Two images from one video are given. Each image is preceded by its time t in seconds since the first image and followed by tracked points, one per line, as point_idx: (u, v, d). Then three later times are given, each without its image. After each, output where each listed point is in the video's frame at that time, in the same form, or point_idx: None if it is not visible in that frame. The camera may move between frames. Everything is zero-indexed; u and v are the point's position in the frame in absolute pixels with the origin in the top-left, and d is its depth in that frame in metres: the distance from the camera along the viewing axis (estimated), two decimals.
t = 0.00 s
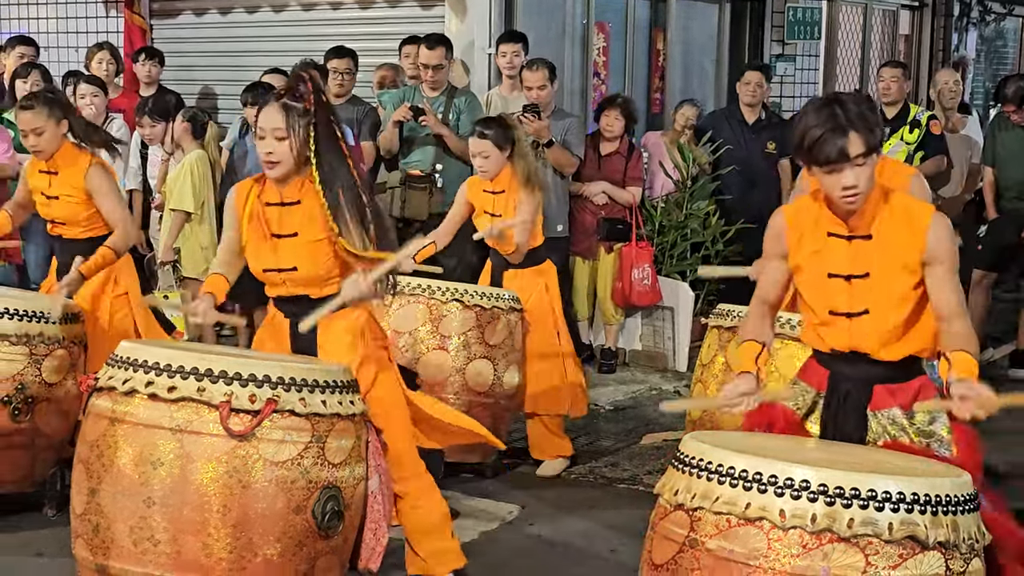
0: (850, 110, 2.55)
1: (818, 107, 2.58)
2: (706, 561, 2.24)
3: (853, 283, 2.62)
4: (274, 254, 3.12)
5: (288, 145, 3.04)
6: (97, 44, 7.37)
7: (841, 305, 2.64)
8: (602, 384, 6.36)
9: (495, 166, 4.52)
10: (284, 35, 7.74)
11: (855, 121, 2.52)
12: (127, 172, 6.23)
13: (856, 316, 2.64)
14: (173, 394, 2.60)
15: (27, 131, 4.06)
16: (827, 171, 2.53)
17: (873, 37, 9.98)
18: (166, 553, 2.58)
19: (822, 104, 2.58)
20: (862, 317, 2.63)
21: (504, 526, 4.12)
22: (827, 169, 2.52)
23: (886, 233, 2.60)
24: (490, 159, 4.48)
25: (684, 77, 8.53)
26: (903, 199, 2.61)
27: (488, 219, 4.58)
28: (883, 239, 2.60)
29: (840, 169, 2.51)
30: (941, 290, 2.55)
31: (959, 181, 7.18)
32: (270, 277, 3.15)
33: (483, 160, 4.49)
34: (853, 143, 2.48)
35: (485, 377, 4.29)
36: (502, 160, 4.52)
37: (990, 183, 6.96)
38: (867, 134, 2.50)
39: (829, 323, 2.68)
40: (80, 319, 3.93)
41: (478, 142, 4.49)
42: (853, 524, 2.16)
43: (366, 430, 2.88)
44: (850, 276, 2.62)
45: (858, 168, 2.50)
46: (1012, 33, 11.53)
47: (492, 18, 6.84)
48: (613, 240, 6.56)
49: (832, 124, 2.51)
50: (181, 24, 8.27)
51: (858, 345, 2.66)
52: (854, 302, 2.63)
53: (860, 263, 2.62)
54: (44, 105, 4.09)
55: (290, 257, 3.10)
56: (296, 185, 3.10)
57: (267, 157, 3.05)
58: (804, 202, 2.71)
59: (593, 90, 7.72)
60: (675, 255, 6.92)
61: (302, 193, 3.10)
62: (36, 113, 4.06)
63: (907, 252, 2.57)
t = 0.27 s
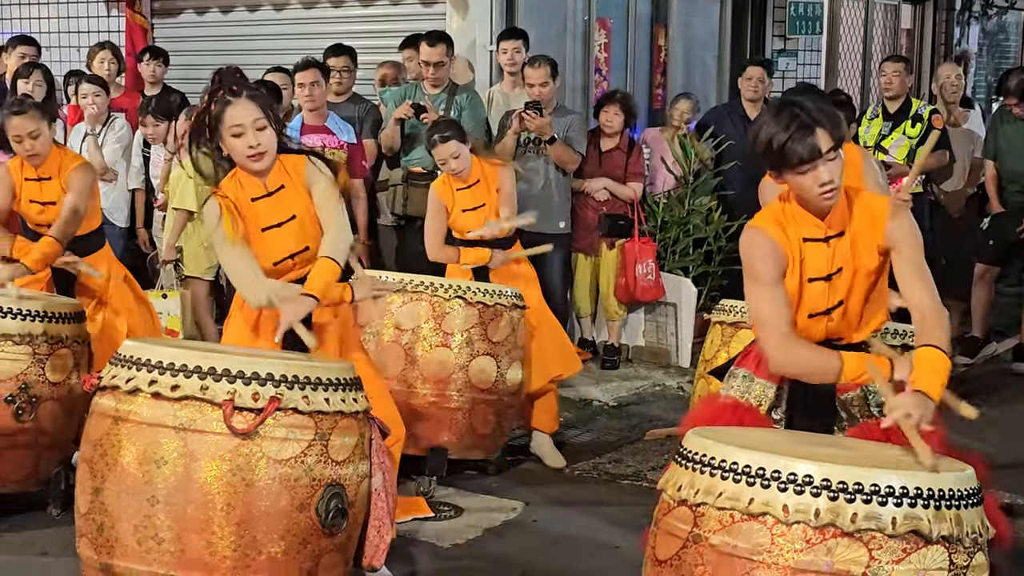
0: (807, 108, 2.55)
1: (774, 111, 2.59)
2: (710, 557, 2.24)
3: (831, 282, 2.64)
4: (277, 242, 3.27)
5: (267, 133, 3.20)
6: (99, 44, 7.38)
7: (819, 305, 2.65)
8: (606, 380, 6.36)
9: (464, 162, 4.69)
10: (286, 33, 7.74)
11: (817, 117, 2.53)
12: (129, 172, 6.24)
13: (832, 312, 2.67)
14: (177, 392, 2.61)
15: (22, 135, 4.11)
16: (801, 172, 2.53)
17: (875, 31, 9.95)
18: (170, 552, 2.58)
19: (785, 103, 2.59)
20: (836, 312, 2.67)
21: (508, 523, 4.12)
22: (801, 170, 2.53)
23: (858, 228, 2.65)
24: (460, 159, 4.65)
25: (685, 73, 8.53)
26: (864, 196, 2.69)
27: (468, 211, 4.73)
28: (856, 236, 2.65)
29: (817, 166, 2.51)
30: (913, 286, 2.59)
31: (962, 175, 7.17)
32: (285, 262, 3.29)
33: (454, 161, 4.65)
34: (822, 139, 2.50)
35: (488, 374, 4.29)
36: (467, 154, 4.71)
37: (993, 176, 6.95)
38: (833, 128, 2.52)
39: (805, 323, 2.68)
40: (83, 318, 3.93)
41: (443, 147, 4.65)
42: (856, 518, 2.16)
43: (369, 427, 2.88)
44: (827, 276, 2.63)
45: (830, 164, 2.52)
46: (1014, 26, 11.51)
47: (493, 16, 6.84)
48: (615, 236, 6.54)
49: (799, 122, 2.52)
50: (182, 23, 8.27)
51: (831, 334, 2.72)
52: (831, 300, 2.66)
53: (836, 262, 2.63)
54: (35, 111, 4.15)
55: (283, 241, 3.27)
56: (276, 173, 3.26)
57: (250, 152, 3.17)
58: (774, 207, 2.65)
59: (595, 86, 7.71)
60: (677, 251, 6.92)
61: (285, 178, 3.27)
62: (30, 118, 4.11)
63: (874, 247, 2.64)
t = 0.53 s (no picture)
0: (847, 98, 2.56)
1: (808, 95, 2.58)
2: (715, 552, 2.24)
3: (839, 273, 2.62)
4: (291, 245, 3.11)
5: (289, 136, 3.14)
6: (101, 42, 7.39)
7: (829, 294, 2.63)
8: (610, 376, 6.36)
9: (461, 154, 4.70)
10: (288, 30, 7.74)
11: (852, 109, 2.53)
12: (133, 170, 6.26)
13: (842, 305, 2.63)
14: (181, 390, 2.61)
15: (31, 130, 4.15)
16: (823, 159, 2.54)
17: (879, 26, 9.93)
18: (175, 550, 2.59)
19: (818, 90, 2.59)
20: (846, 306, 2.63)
21: (513, 519, 4.12)
22: (823, 155, 2.54)
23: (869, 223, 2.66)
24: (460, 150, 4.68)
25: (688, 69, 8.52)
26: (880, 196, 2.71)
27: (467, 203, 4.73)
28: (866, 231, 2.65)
29: (835, 156, 2.53)
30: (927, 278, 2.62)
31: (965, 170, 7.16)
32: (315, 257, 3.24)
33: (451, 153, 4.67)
34: (852, 130, 2.51)
35: (492, 371, 4.29)
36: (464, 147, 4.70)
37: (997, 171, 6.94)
38: (862, 120, 2.53)
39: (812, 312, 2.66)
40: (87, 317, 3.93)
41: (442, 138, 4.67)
42: (861, 513, 2.16)
43: (373, 425, 2.88)
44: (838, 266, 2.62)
45: (850, 156, 2.53)
46: (1018, 20, 11.48)
47: (495, 12, 6.84)
48: (618, 232, 6.56)
49: (828, 109, 2.52)
50: (184, 21, 8.27)
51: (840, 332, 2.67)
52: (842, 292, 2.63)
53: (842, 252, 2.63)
54: (42, 106, 4.19)
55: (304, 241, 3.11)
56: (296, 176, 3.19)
57: (268, 151, 3.12)
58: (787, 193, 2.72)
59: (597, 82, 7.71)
60: (681, 247, 6.90)
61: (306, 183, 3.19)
62: (38, 114, 4.14)
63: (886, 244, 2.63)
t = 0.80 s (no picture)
0: (952, 83, 2.44)
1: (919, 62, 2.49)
2: (718, 548, 2.24)
3: (910, 257, 2.56)
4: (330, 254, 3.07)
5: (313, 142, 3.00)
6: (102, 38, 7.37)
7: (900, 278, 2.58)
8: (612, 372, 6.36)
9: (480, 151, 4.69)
10: (290, 27, 7.73)
11: (941, 97, 2.42)
12: (136, 167, 6.26)
13: (913, 292, 2.57)
14: (184, 387, 2.61)
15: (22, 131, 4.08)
16: (888, 128, 2.48)
17: (881, 20, 9.90)
18: (179, 546, 2.59)
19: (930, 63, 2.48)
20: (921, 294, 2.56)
21: (516, 515, 4.13)
22: (888, 124, 2.48)
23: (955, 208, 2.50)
24: (475, 148, 4.67)
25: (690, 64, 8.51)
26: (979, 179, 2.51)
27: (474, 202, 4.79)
28: (948, 217, 2.51)
29: (896, 129, 2.46)
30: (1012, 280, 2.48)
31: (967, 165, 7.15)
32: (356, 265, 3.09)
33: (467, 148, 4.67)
34: (920, 116, 2.41)
35: (495, 367, 4.30)
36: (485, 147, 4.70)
37: (999, 166, 6.93)
38: (938, 110, 2.41)
39: (887, 295, 2.63)
40: (90, 314, 3.94)
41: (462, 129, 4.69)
42: (865, 509, 2.16)
43: (377, 421, 2.89)
44: (910, 250, 2.56)
45: (910, 138, 2.45)
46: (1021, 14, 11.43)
47: (497, 8, 6.82)
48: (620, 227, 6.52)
49: (908, 89, 2.44)
50: (186, 17, 8.27)
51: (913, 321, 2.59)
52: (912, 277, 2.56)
53: (917, 235, 2.55)
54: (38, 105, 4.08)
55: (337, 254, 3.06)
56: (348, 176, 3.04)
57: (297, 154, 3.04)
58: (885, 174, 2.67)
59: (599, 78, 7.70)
60: (683, 243, 6.88)
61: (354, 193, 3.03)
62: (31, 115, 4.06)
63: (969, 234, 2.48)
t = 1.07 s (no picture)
0: (985, 105, 2.41)
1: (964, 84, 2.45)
2: (721, 545, 2.23)
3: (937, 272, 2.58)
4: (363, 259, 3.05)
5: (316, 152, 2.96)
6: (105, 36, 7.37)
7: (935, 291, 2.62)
8: (615, 368, 6.36)
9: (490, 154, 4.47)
10: (292, 24, 7.73)
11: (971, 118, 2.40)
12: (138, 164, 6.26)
13: (943, 306, 2.59)
14: (186, 384, 2.61)
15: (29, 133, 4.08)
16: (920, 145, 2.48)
17: (884, 16, 9.89)
18: (181, 543, 2.59)
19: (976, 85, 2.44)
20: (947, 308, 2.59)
21: (519, 512, 4.12)
22: (920, 142, 2.48)
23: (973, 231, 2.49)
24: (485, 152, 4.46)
25: (693, 61, 8.50)
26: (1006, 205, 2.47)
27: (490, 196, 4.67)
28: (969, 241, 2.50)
29: (926, 149, 2.46)
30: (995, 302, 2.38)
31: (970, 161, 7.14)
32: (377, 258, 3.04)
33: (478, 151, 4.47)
34: (949, 138, 2.41)
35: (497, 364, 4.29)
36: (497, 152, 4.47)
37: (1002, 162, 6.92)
38: (969, 138, 2.40)
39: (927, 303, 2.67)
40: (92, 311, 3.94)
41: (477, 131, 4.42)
42: (868, 505, 2.15)
43: (379, 418, 2.88)
44: (938, 265, 2.58)
45: (936, 157, 2.45)
46: None
47: (499, 5, 6.81)
48: (622, 223, 6.53)
49: (947, 111, 2.41)
50: (188, 15, 8.28)
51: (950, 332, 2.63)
52: (943, 293, 2.59)
53: (943, 255, 2.56)
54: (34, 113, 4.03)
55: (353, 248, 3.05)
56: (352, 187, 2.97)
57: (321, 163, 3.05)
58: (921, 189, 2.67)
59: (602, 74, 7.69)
60: (686, 239, 6.86)
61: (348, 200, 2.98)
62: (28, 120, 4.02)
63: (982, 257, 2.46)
